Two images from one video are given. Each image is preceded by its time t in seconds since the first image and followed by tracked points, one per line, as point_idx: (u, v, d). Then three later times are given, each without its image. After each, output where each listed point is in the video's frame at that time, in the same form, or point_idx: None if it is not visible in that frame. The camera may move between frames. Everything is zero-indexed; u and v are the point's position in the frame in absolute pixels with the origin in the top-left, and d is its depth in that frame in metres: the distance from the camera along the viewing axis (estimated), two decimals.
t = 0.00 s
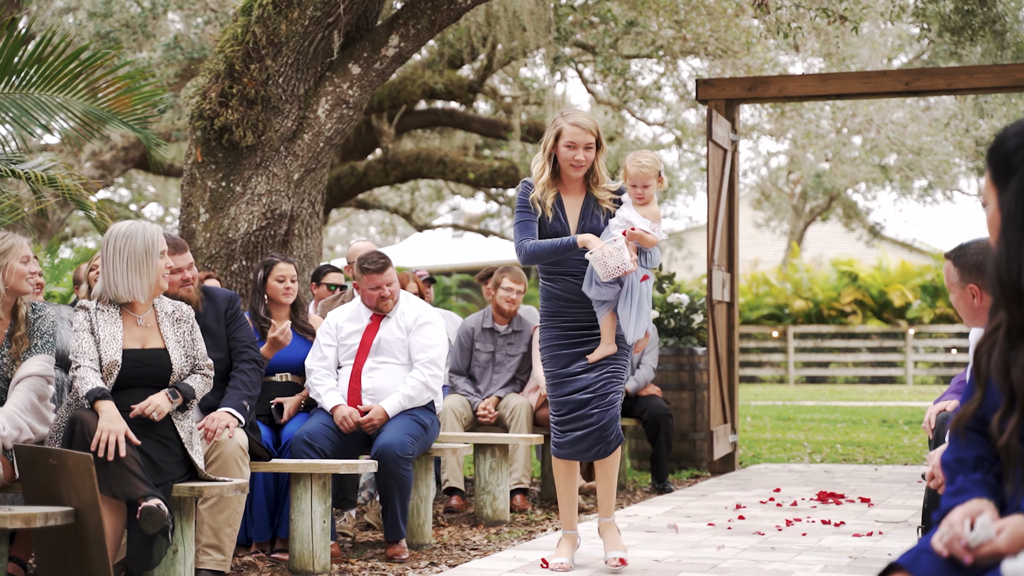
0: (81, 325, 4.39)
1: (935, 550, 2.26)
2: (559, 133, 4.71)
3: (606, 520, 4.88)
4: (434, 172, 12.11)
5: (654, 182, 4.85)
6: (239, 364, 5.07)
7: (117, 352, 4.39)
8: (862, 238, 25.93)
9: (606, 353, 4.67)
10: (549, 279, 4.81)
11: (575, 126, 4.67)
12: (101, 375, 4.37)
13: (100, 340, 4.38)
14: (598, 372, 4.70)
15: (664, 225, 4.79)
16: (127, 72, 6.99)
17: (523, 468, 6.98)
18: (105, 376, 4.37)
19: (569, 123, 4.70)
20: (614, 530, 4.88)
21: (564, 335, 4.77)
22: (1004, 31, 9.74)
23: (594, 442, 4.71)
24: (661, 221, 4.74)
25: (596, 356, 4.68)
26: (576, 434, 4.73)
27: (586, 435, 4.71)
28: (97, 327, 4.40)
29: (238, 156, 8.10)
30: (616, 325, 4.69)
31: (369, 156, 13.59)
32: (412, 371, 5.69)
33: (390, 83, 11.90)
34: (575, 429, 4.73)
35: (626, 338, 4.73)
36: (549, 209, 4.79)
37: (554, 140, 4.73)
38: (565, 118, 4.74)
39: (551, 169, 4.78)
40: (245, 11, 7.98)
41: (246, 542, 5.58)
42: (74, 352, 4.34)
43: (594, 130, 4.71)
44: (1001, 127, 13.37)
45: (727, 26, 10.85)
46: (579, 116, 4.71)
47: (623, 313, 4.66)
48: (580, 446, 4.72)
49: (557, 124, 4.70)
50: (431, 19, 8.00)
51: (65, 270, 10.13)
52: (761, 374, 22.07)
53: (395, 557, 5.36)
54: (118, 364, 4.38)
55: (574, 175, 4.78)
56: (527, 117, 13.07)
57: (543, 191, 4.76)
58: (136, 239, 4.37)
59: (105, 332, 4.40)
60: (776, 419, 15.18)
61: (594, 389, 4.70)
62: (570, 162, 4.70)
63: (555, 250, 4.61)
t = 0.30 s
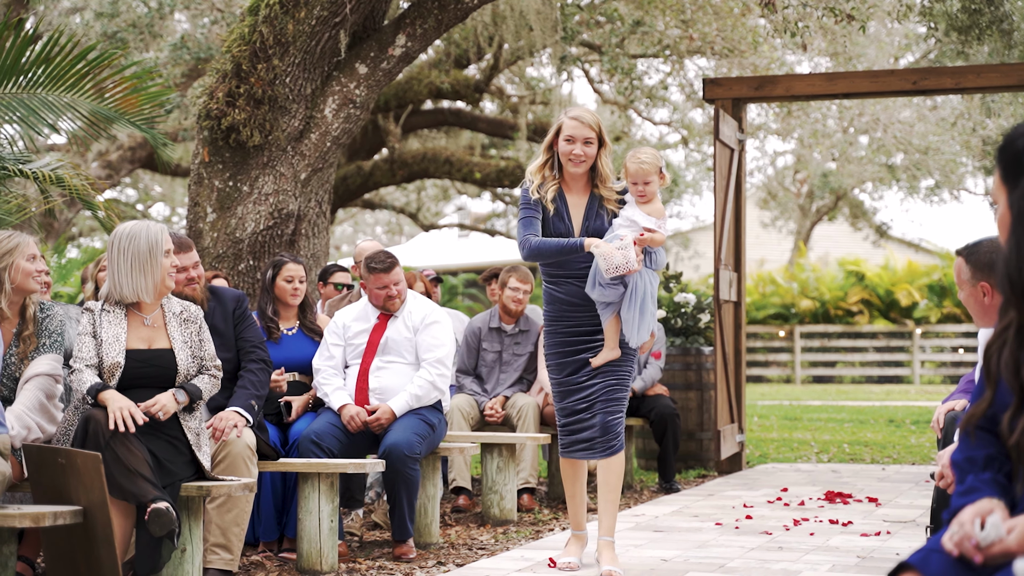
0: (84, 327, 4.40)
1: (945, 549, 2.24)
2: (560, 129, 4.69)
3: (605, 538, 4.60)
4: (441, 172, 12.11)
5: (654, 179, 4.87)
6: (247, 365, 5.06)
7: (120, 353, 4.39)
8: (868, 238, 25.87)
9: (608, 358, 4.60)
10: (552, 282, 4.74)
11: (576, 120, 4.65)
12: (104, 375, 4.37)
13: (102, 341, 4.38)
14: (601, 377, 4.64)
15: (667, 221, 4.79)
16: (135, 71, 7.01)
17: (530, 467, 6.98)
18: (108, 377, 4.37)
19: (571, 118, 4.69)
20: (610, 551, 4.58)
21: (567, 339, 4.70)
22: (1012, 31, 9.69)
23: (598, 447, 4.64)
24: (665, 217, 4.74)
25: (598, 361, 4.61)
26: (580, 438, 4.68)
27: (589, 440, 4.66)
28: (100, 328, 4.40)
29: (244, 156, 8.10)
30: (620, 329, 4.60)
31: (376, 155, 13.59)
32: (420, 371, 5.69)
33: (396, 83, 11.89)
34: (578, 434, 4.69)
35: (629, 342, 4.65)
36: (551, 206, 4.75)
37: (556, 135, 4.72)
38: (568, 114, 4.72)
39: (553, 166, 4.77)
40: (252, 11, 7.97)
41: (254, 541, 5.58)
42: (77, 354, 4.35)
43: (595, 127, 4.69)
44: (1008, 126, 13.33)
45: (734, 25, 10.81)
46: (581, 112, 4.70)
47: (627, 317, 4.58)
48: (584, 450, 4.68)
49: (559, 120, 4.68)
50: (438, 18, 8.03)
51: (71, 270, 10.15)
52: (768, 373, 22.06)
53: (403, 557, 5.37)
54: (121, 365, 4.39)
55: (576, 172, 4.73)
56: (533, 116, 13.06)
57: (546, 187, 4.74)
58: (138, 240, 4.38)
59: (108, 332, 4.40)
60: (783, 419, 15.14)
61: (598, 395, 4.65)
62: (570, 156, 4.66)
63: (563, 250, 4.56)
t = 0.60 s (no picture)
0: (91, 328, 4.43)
1: (956, 548, 2.22)
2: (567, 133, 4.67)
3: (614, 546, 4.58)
4: (449, 172, 12.10)
5: (664, 184, 4.76)
6: (257, 365, 5.10)
7: (124, 355, 4.40)
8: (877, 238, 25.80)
9: (621, 364, 4.53)
10: (560, 290, 4.71)
11: (583, 124, 4.61)
12: (109, 376, 4.38)
13: (108, 342, 4.40)
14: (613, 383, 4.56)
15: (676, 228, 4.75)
16: (144, 72, 7.03)
17: (538, 467, 6.98)
18: (113, 378, 4.38)
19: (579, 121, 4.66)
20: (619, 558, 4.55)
21: (577, 346, 4.65)
22: (1021, 30, 9.65)
23: (610, 455, 4.55)
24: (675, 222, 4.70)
25: (611, 366, 4.53)
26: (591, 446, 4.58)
27: (600, 447, 4.56)
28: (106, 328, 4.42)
29: (253, 156, 8.11)
30: (629, 334, 4.54)
31: (384, 156, 13.59)
32: (428, 370, 5.69)
33: (404, 83, 11.88)
34: (588, 441, 4.59)
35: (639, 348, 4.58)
36: (559, 211, 4.71)
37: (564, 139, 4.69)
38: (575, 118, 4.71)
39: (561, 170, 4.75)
40: (261, 11, 7.99)
41: (263, 541, 5.59)
42: (80, 358, 4.40)
43: (603, 131, 4.66)
44: (1018, 126, 13.25)
45: (742, 25, 10.77)
46: (589, 117, 4.68)
47: (638, 321, 4.53)
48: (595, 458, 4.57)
49: (566, 123, 4.66)
50: (446, 18, 8.03)
51: (80, 270, 10.17)
52: (776, 373, 22.02)
53: (411, 557, 5.37)
54: (125, 367, 4.39)
55: (584, 177, 4.70)
56: (541, 117, 13.05)
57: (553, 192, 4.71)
58: (143, 240, 4.39)
59: (113, 333, 4.41)
60: (791, 419, 15.10)
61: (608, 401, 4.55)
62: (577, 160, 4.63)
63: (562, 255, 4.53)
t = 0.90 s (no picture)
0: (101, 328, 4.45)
1: (970, 548, 2.21)
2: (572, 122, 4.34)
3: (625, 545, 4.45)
4: (460, 172, 12.09)
5: (678, 177, 4.51)
6: (270, 367, 5.11)
7: (133, 354, 4.40)
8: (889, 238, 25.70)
9: (628, 361, 4.27)
10: (566, 280, 4.42)
11: (588, 110, 4.30)
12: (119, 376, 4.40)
13: (117, 342, 4.41)
14: (621, 379, 4.30)
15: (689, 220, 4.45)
16: (157, 73, 7.06)
17: (550, 467, 6.97)
18: (124, 378, 4.40)
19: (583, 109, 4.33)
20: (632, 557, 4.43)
21: (584, 338, 4.36)
22: None
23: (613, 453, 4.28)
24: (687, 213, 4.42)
25: (618, 363, 4.27)
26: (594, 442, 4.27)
27: (604, 445, 4.28)
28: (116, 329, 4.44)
29: (265, 155, 8.12)
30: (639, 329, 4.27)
31: (395, 156, 13.59)
32: (440, 370, 5.69)
33: (415, 83, 11.88)
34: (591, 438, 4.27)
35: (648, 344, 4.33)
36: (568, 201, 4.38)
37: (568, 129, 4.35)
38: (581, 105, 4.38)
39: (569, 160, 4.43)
40: (273, 11, 7.99)
41: (275, 540, 5.60)
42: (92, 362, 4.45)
43: (609, 118, 4.32)
44: None
45: (755, 25, 10.61)
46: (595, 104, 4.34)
47: (648, 314, 4.26)
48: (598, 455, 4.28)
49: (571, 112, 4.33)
50: (458, 17, 8.03)
51: (93, 270, 10.20)
52: (788, 373, 21.97)
53: (423, 556, 5.37)
54: (135, 367, 4.40)
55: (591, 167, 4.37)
56: (552, 116, 13.04)
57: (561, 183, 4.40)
58: (151, 239, 4.40)
59: (122, 333, 4.42)
60: (804, 419, 15.04)
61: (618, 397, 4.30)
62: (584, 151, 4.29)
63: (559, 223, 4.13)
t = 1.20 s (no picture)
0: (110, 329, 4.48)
1: (983, 548, 2.24)
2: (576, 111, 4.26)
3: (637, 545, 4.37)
4: (472, 172, 12.07)
5: (687, 170, 4.40)
6: (280, 363, 5.11)
7: (139, 355, 4.42)
8: (902, 238, 25.60)
9: (628, 359, 4.22)
10: (569, 275, 4.31)
11: (591, 99, 4.21)
12: (127, 377, 4.43)
13: (125, 343, 4.43)
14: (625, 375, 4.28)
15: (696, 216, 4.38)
16: (170, 74, 7.06)
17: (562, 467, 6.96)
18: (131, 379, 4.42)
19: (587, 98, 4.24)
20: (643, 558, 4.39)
21: (588, 336, 4.28)
22: None
23: (620, 453, 4.26)
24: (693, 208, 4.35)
25: (617, 360, 4.22)
26: (603, 442, 4.23)
27: (612, 443, 4.25)
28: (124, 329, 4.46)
29: (277, 156, 8.12)
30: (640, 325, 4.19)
31: (407, 156, 13.59)
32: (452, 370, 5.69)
33: (427, 83, 11.88)
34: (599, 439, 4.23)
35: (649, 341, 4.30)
36: (572, 190, 4.26)
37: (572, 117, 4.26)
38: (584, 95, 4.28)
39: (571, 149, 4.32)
40: (285, 12, 8.01)
41: (288, 540, 5.60)
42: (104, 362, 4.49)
43: (613, 108, 4.24)
44: None
45: (767, 24, 10.69)
46: (599, 93, 4.24)
47: (653, 312, 4.19)
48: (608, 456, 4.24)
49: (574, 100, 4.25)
50: (469, 18, 8.04)
51: (105, 270, 10.23)
52: (801, 373, 21.91)
53: (435, 556, 5.36)
54: (142, 367, 4.42)
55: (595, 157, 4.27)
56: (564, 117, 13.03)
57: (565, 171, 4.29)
58: (158, 240, 4.41)
59: (130, 333, 4.44)
60: (816, 419, 14.98)
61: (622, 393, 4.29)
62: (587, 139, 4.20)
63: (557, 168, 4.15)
